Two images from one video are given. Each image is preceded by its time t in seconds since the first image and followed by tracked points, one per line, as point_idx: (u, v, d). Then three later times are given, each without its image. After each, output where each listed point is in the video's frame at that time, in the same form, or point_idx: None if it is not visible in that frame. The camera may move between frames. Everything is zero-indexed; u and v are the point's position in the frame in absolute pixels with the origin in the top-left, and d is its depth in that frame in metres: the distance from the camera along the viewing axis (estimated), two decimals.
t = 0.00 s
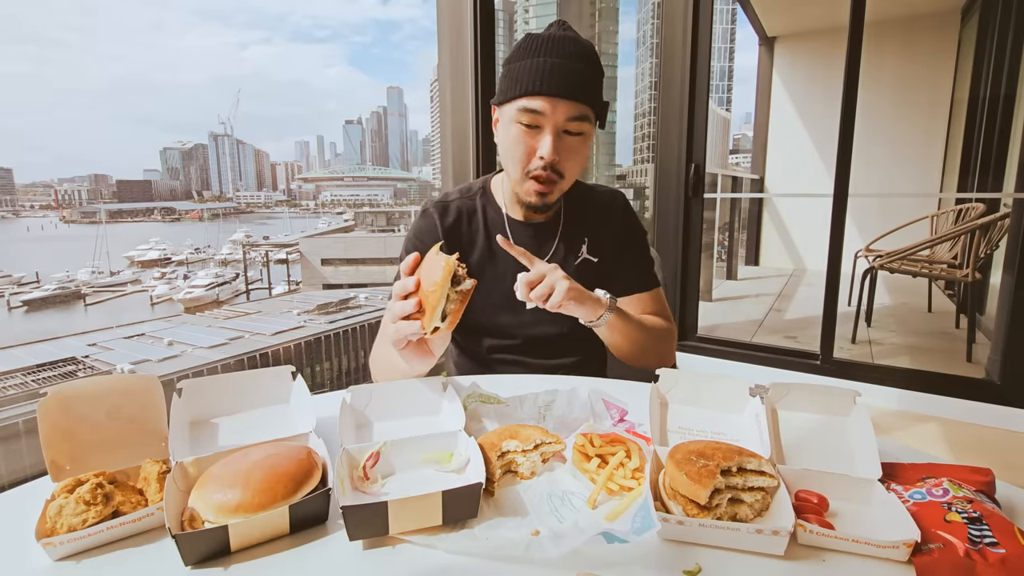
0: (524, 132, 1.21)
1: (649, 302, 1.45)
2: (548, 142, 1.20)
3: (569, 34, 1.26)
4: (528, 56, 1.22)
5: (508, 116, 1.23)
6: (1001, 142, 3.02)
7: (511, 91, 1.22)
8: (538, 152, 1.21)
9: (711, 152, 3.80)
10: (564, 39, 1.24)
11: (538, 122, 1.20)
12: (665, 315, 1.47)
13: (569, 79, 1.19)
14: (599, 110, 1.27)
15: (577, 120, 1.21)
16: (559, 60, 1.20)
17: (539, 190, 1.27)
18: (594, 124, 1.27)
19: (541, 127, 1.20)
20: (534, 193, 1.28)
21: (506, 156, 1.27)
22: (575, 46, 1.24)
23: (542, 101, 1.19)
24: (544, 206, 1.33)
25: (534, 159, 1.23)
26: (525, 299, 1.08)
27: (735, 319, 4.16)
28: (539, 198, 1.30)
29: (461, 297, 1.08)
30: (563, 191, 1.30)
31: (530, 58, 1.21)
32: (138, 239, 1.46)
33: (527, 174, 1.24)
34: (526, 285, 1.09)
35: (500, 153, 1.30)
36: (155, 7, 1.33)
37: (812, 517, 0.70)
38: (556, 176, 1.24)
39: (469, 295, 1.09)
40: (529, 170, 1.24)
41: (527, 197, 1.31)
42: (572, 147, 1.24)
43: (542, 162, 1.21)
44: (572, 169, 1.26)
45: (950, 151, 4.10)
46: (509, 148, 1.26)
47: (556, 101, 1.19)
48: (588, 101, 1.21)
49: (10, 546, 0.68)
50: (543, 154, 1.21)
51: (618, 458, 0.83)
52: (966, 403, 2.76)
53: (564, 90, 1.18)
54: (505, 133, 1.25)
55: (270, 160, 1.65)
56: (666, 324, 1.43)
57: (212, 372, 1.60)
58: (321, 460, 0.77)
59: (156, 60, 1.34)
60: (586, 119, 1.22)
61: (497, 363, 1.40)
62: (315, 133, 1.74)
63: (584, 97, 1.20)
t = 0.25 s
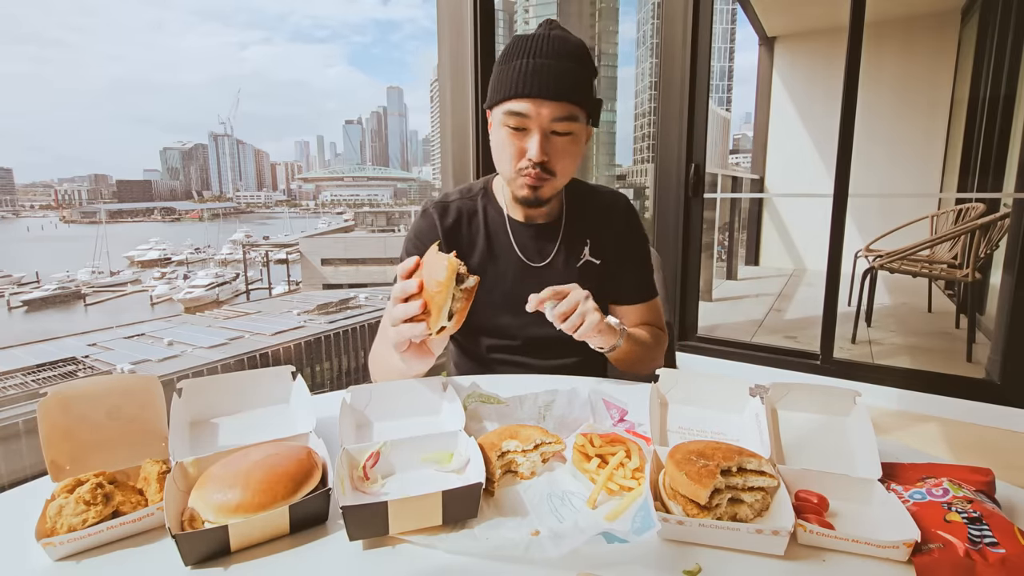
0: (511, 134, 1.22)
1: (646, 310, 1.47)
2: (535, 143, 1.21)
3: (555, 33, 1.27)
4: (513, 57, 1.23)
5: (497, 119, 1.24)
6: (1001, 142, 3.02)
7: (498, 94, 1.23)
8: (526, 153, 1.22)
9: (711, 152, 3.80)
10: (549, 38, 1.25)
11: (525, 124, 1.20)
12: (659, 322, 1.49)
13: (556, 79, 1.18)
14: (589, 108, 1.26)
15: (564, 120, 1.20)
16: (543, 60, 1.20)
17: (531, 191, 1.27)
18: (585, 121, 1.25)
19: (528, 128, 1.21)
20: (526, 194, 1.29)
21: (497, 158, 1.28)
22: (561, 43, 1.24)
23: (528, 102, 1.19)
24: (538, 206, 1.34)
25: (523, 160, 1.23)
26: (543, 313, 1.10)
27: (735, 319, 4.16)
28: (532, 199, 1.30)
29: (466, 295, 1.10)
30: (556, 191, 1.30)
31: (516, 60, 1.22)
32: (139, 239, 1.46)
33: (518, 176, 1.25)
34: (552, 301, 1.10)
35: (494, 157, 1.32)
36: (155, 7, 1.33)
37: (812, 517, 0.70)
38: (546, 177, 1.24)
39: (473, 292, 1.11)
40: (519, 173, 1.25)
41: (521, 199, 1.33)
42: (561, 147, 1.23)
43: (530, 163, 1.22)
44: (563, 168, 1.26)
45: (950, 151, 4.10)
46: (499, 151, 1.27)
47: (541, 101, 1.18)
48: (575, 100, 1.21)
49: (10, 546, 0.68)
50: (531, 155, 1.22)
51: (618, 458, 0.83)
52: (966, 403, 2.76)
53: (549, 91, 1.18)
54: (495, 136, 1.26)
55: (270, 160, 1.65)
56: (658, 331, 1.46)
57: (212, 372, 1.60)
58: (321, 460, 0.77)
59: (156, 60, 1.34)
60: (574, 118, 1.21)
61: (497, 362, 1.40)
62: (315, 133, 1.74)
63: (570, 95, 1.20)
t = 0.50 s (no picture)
0: (504, 131, 1.22)
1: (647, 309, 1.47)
2: (527, 138, 1.20)
3: (549, 30, 1.27)
4: (507, 55, 1.24)
5: (490, 118, 1.25)
6: (1001, 142, 3.02)
7: (492, 92, 1.23)
8: (519, 150, 1.21)
9: (711, 152, 3.80)
10: (542, 36, 1.26)
11: (516, 121, 1.20)
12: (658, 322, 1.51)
13: (551, 72, 1.19)
14: (584, 104, 1.26)
15: (556, 114, 1.20)
16: (537, 56, 1.21)
17: (526, 189, 1.26)
18: (579, 116, 1.24)
19: (520, 125, 1.20)
20: (522, 192, 1.27)
21: (492, 158, 1.28)
22: (555, 39, 1.25)
23: (518, 97, 1.19)
24: (535, 206, 1.32)
25: (517, 157, 1.23)
26: (570, 325, 1.10)
27: (735, 319, 4.16)
28: (529, 198, 1.29)
29: (459, 291, 1.09)
30: (552, 188, 1.28)
31: (510, 56, 1.23)
32: (139, 239, 1.45)
33: (512, 174, 1.25)
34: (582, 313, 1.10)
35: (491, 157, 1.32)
36: (155, 7, 1.33)
37: (812, 517, 0.70)
38: (540, 173, 1.23)
39: (467, 289, 1.09)
40: (513, 170, 1.24)
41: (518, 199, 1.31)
42: (555, 142, 1.22)
43: (523, 160, 1.21)
44: (558, 165, 1.24)
45: (950, 151, 4.10)
46: (494, 150, 1.27)
47: (531, 96, 1.18)
48: (570, 95, 1.21)
49: (9, 546, 0.68)
50: (524, 151, 1.21)
51: (618, 458, 0.83)
52: (966, 403, 2.76)
53: (542, 85, 1.18)
54: (489, 135, 1.27)
55: (270, 160, 1.65)
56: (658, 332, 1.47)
57: (212, 372, 1.60)
58: (321, 460, 0.77)
59: (156, 60, 1.34)
60: (567, 113, 1.21)
61: (498, 363, 1.40)
62: (315, 133, 1.74)
63: (562, 90, 1.19)
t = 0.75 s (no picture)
0: (502, 131, 1.22)
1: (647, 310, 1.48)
2: (524, 138, 1.19)
3: (546, 29, 1.28)
4: (504, 55, 1.24)
5: (489, 118, 1.25)
6: (1001, 142, 3.02)
7: (489, 92, 1.24)
8: (517, 150, 1.21)
9: (712, 152, 3.80)
10: (538, 35, 1.26)
11: (514, 120, 1.20)
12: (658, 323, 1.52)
13: (547, 71, 1.19)
14: (582, 103, 1.26)
15: (554, 113, 1.19)
16: (533, 55, 1.21)
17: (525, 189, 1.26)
18: (577, 115, 1.24)
19: (518, 124, 1.20)
20: (521, 193, 1.27)
21: (491, 157, 1.28)
22: (552, 38, 1.25)
23: (516, 97, 1.19)
24: (534, 205, 1.32)
25: (515, 157, 1.22)
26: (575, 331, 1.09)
27: (735, 319, 4.16)
28: (527, 198, 1.28)
29: (456, 295, 1.09)
30: (551, 188, 1.28)
31: (506, 56, 1.23)
32: (139, 239, 1.45)
33: (511, 175, 1.24)
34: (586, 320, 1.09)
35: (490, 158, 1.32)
36: (155, 7, 1.33)
37: (812, 517, 0.70)
38: (537, 173, 1.23)
39: (463, 293, 1.10)
40: (511, 170, 1.24)
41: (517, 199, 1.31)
42: (553, 142, 1.22)
43: (521, 160, 1.21)
44: (556, 164, 1.24)
45: (950, 151, 4.10)
46: (493, 151, 1.27)
47: (529, 95, 1.18)
48: (567, 95, 1.21)
49: (8, 546, 0.68)
50: (521, 151, 1.20)
51: (618, 458, 0.83)
52: (966, 403, 2.76)
53: (539, 84, 1.18)
54: (488, 135, 1.27)
55: (270, 160, 1.65)
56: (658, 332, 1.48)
57: (212, 372, 1.60)
58: (321, 460, 0.77)
59: (155, 60, 1.34)
60: (565, 112, 1.20)
61: (498, 363, 1.40)
62: (315, 133, 1.74)
63: (560, 89, 1.19)
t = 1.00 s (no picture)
0: (499, 134, 1.22)
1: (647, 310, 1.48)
2: (521, 141, 1.20)
3: (542, 30, 1.28)
4: (501, 57, 1.24)
5: (486, 121, 1.25)
6: (1001, 142, 3.02)
7: (486, 94, 1.24)
8: (513, 153, 1.21)
9: (712, 152, 3.80)
10: (535, 36, 1.26)
11: (510, 123, 1.20)
12: (658, 324, 1.52)
13: (543, 73, 1.19)
14: (580, 103, 1.26)
15: (550, 116, 1.19)
16: (530, 57, 1.21)
17: (522, 192, 1.26)
18: (574, 117, 1.24)
19: (514, 127, 1.20)
20: (518, 195, 1.27)
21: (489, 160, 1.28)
22: (549, 39, 1.25)
23: (512, 100, 1.19)
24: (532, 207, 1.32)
25: (511, 160, 1.23)
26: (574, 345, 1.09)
27: (735, 319, 4.16)
28: (524, 200, 1.29)
29: (455, 295, 1.09)
30: (548, 190, 1.28)
31: (503, 58, 1.23)
32: (138, 239, 1.45)
33: (507, 177, 1.25)
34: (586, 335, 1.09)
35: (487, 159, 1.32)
36: (155, 7, 1.33)
37: (812, 517, 0.70)
38: (534, 175, 1.23)
39: (462, 293, 1.10)
40: (508, 173, 1.24)
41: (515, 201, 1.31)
42: (550, 144, 1.22)
43: (517, 162, 1.21)
44: (552, 166, 1.24)
45: (950, 151, 4.10)
46: (490, 153, 1.27)
47: (525, 99, 1.18)
48: (564, 96, 1.20)
49: (8, 546, 0.67)
50: (518, 154, 1.20)
51: (618, 458, 0.83)
52: (966, 402, 2.76)
53: (534, 86, 1.18)
54: (485, 138, 1.27)
55: (270, 160, 1.65)
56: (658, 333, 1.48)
57: (212, 372, 1.60)
58: (321, 460, 0.77)
59: (155, 60, 1.34)
60: (561, 114, 1.20)
61: (498, 363, 1.40)
62: (315, 133, 1.74)
63: (556, 91, 1.19)
